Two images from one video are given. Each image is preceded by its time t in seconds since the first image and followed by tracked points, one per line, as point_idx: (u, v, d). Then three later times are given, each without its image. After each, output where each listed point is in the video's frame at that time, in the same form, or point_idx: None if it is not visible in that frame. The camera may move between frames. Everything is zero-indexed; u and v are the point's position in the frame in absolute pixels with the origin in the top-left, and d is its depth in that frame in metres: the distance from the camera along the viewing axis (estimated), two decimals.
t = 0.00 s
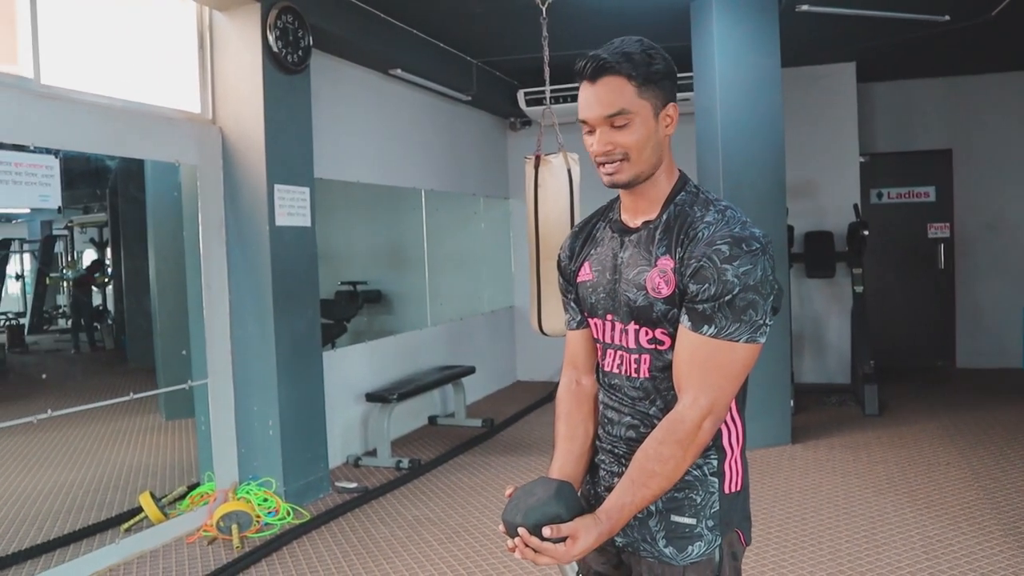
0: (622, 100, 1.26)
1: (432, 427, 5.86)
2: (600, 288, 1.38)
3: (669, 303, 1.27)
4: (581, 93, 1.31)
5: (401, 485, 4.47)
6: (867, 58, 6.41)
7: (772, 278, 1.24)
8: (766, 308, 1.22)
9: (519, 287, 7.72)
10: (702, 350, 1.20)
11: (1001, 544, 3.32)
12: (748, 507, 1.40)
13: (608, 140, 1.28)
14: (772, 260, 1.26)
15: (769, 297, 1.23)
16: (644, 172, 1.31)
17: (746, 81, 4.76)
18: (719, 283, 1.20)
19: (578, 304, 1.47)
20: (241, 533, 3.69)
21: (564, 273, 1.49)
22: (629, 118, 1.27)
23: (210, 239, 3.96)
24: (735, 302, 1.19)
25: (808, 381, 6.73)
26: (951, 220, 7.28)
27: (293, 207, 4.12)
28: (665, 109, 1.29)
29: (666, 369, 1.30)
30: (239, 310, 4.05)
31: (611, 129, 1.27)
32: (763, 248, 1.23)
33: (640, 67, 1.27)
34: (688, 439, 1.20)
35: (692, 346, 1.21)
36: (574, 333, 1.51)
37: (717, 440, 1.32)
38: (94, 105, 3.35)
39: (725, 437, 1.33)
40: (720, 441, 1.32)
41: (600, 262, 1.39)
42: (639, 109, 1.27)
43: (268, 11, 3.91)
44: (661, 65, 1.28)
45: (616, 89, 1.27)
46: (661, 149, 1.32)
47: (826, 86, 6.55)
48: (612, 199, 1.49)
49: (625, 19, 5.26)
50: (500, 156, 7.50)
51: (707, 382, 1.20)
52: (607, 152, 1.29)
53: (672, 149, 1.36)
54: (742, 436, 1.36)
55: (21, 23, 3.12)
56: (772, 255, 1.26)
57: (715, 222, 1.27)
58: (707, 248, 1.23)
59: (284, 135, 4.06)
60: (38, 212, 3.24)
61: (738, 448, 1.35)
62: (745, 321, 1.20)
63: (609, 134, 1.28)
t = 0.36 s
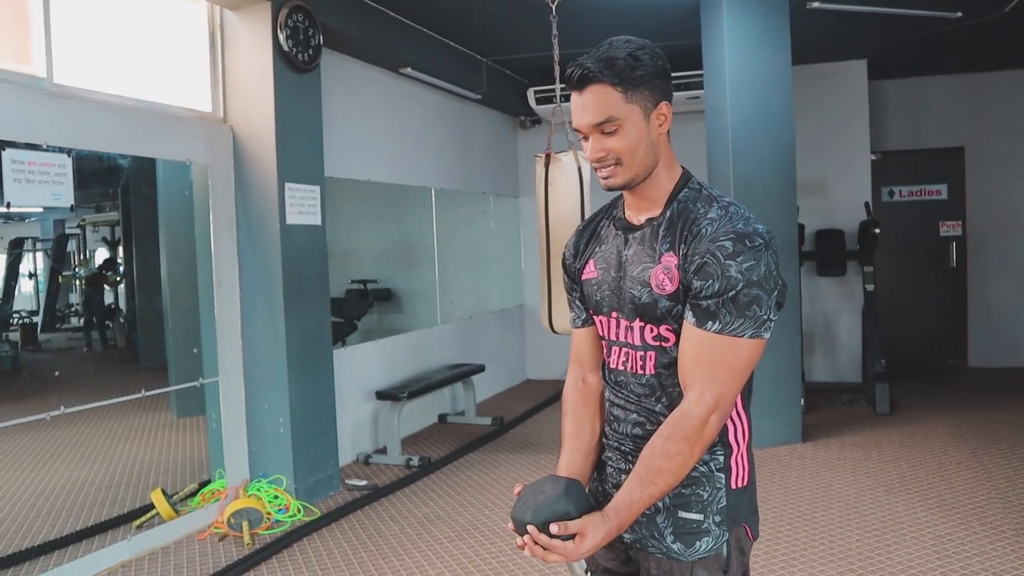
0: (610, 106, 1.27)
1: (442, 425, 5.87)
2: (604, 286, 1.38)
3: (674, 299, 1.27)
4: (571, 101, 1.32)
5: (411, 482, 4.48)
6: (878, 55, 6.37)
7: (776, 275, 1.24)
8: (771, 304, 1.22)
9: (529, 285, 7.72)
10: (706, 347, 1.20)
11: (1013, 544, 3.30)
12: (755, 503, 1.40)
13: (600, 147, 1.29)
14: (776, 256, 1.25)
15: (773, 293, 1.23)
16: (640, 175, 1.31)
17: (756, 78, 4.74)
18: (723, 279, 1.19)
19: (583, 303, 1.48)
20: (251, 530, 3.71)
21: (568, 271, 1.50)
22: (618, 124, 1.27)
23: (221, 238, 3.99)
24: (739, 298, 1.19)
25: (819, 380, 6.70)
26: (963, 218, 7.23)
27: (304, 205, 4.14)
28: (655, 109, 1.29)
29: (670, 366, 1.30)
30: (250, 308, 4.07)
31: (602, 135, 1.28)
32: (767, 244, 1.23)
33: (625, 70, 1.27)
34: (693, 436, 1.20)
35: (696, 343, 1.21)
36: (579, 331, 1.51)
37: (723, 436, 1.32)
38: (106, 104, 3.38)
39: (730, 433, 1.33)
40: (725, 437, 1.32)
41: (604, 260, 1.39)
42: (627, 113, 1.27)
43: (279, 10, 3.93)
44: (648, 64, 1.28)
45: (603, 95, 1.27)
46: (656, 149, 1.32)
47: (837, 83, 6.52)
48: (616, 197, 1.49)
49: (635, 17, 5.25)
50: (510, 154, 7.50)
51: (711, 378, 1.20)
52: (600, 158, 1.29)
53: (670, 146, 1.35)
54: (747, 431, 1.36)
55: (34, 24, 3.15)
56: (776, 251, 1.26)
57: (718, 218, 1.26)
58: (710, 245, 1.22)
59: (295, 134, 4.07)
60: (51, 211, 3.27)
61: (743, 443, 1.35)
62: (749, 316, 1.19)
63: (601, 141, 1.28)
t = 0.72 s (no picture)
0: (631, 96, 1.27)
1: (446, 425, 5.88)
2: (604, 277, 1.38)
3: (671, 288, 1.28)
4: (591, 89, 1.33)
5: (416, 482, 4.49)
6: (884, 54, 6.36)
7: (772, 262, 1.25)
8: (766, 291, 1.22)
9: (533, 285, 7.73)
10: (701, 332, 1.21)
11: (1018, 544, 3.29)
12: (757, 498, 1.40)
13: (615, 136, 1.29)
14: (772, 243, 1.26)
15: (769, 280, 1.24)
16: (651, 168, 1.31)
17: (761, 77, 4.74)
18: (717, 264, 1.21)
19: (583, 295, 1.48)
20: (256, 529, 3.72)
21: (567, 262, 1.50)
22: (635, 115, 1.27)
23: (226, 237, 4.00)
24: (734, 282, 1.20)
25: (824, 379, 6.69)
26: (969, 217, 7.21)
27: (309, 205, 4.15)
28: (672, 106, 1.30)
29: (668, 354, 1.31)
30: (255, 308, 4.09)
31: (618, 125, 1.28)
32: (762, 231, 1.24)
33: (649, 63, 1.28)
34: (688, 422, 1.20)
35: (692, 329, 1.21)
36: (576, 318, 1.51)
37: (722, 429, 1.32)
38: (112, 104, 3.39)
39: (728, 424, 1.33)
40: (724, 428, 1.32)
41: (603, 250, 1.40)
42: (646, 105, 1.27)
43: (284, 10, 3.94)
44: (670, 60, 1.29)
45: (624, 84, 1.27)
46: (669, 146, 1.32)
47: (842, 83, 6.50)
48: (621, 189, 1.49)
49: (640, 16, 5.25)
50: (514, 154, 7.51)
51: (706, 365, 1.20)
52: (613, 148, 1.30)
53: (682, 144, 1.36)
54: (746, 424, 1.36)
55: (41, 24, 3.16)
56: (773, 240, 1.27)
57: (716, 207, 1.28)
58: (706, 231, 1.24)
59: (300, 134, 4.08)
60: (58, 210, 3.29)
61: (744, 437, 1.35)
62: (744, 301, 1.20)
63: (617, 130, 1.29)
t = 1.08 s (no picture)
0: (642, 83, 1.28)
1: (451, 423, 5.89)
2: (603, 273, 1.38)
3: (672, 283, 1.28)
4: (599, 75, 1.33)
5: (420, 480, 4.49)
6: (889, 52, 6.34)
7: (774, 261, 1.24)
8: (768, 290, 1.22)
9: (538, 283, 7.73)
10: (705, 331, 1.20)
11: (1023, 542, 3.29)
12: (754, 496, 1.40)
13: (623, 121, 1.29)
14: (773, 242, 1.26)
15: (771, 279, 1.23)
16: (655, 158, 1.32)
17: (766, 75, 4.73)
18: (720, 263, 1.20)
19: (581, 292, 1.48)
20: (261, 527, 3.73)
21: (568, 261, 1.50)
22: (646, 102, 1.28)
23: (230, 236, 4.01)
24: (737, 282, 1.19)
25: (828, 378, 6.68)
26: (975, 216, 7.19)
27: (313, 203, 4.15)
28: (679, 99, 1.31)
29: (668, 350, 1.30)
30: (260, 306, 4.10)
31: (628, 110, 1.28)
32: (764, 230, 1.24)
33: (661, 54, 1.29)
34: (692, 419, 1.20)
35: (696, 328, 1.21)
36: (576, 322, 1.52)
37: (718, 426, 1.32)
38: (117, 103, 3.40)
39: (725, 422, 1.33)
40: (721, 426, 1.32)
41: (603, 248, 1.40)
42: (656, 94, 1.28)
43: (288, 9, 3.95)
44: (680, 56, 1.31)
45: (636, 71, 1.28)
46: (673, 138, 1.33)
47: (847, 81, 6.49)
48: (622, 188, 1.49)
49: (644, 15, 5.24)
50: (519, 152, 7.50)
51: (711, 363, 1.20)
52: (621, 133, 1.29)
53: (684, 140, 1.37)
54: (742, 421, 1.36)
55: (46, 24, 3.18)
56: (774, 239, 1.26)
57: (717, 205, 1.27)
58: (709, 229, 1.23)
59: (304, 132, 4.09)
60: (63, 209, 3.30)
61: (740, 434, 1.35)
62: (748, 301, 1.20)
63: (625, 114, 1.29)
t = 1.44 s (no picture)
0: (666, 80, 1.30)
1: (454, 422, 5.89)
2: (596, 271, 1.39)
3: (665, 280, 1.27)
4: (617, 67, 1.32)
5: (423, 479, 4.50)
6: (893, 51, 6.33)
7: (766, 253, 1.25)
8: (761, 283, 1.22)
9: (541, 282, 7.73)
10: (698, 324, 1.21)
11: None
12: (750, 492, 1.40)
13: (648, 117, 1.30)
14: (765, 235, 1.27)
15: (763, 272, 1.23)
16: (668, 155, 1.35)
17: (769, 74, 4.72)
18: (712, 256, 1.21)
19: (574, 291, 1.49)
20: (264, 525, 3.75)
21: (561, 260, 1.51)
22: (670, 99, 1.30)
23: (234, 235, 4.02)
24: (728, 275, 1.20)
25: (832, 377, 6.67)
26: (980, 214, 7.16)
27: (317, 202, 4.16)
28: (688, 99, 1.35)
29: (661, 346, 1.31)
30: (263, 305, 4.10)
31: (654, 107, 1.30)
32: (755, 224, 1.25)
33: (682, 54, 1.32)
34: (687, 414, 1.20)
35: (689, 321, 1.21)
36: (571, 320, 1.54)
37: (712, 424, 1.32)
38: (121, 102, 3.41)
39: (719, 420, 1.33)
40: (715, 424, 1.33)
41: (596, 246, 1.40)
42: (678, 93, 1.31)
43: (291, 8, 3.96)
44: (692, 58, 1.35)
45: (659, 68, 1.30)
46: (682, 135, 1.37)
47: (851, 79, 6.48)
48: (612, 187, 1.50)
49: (647, 13, 5.24)
50: (522, 152, 7.50)
51: (705, 357, 1.20)
52: (644, 129, 1.31)
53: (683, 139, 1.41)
54: (737, 419, 1.36)
55: (51, 24, 3.19)
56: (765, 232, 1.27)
57: (708, 200, 1.28)
58: (699, 224, 1.24)
59: (307, 131, 4.09)
60: (69, 209, 3.32)
61: (734, 431, 1.35)
62: (741, 294, 1.20)
63: (650, 110, 1.30)
